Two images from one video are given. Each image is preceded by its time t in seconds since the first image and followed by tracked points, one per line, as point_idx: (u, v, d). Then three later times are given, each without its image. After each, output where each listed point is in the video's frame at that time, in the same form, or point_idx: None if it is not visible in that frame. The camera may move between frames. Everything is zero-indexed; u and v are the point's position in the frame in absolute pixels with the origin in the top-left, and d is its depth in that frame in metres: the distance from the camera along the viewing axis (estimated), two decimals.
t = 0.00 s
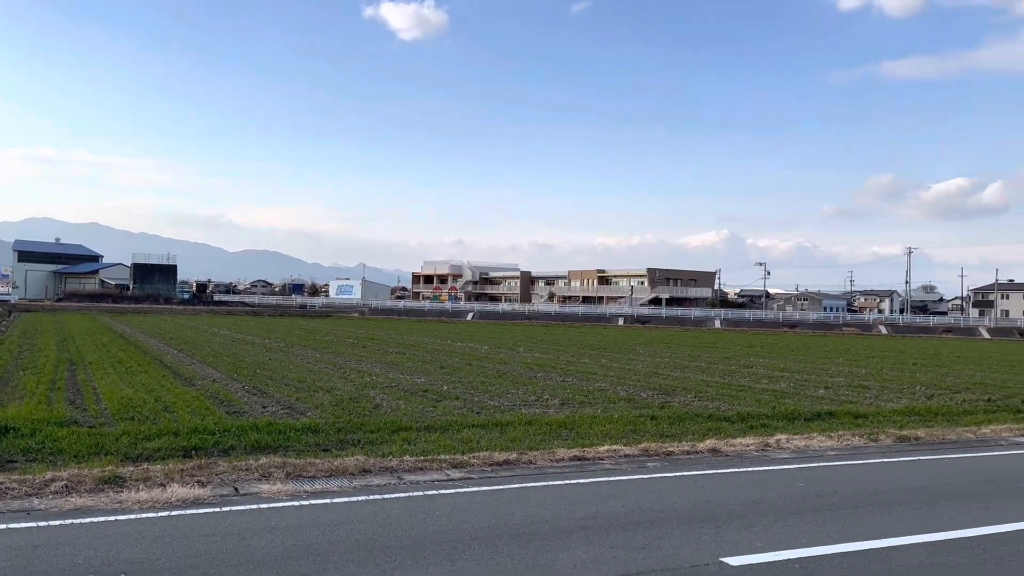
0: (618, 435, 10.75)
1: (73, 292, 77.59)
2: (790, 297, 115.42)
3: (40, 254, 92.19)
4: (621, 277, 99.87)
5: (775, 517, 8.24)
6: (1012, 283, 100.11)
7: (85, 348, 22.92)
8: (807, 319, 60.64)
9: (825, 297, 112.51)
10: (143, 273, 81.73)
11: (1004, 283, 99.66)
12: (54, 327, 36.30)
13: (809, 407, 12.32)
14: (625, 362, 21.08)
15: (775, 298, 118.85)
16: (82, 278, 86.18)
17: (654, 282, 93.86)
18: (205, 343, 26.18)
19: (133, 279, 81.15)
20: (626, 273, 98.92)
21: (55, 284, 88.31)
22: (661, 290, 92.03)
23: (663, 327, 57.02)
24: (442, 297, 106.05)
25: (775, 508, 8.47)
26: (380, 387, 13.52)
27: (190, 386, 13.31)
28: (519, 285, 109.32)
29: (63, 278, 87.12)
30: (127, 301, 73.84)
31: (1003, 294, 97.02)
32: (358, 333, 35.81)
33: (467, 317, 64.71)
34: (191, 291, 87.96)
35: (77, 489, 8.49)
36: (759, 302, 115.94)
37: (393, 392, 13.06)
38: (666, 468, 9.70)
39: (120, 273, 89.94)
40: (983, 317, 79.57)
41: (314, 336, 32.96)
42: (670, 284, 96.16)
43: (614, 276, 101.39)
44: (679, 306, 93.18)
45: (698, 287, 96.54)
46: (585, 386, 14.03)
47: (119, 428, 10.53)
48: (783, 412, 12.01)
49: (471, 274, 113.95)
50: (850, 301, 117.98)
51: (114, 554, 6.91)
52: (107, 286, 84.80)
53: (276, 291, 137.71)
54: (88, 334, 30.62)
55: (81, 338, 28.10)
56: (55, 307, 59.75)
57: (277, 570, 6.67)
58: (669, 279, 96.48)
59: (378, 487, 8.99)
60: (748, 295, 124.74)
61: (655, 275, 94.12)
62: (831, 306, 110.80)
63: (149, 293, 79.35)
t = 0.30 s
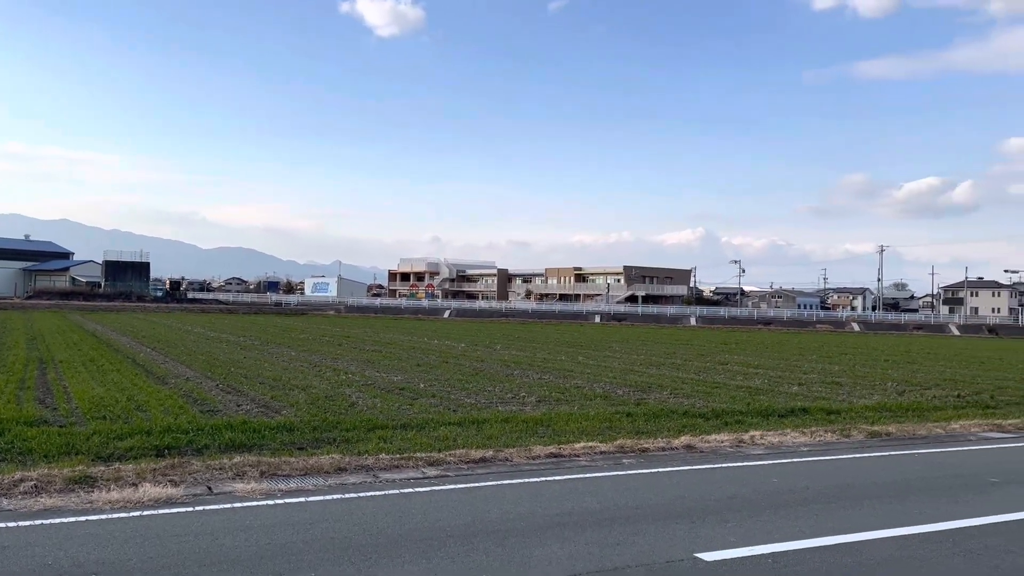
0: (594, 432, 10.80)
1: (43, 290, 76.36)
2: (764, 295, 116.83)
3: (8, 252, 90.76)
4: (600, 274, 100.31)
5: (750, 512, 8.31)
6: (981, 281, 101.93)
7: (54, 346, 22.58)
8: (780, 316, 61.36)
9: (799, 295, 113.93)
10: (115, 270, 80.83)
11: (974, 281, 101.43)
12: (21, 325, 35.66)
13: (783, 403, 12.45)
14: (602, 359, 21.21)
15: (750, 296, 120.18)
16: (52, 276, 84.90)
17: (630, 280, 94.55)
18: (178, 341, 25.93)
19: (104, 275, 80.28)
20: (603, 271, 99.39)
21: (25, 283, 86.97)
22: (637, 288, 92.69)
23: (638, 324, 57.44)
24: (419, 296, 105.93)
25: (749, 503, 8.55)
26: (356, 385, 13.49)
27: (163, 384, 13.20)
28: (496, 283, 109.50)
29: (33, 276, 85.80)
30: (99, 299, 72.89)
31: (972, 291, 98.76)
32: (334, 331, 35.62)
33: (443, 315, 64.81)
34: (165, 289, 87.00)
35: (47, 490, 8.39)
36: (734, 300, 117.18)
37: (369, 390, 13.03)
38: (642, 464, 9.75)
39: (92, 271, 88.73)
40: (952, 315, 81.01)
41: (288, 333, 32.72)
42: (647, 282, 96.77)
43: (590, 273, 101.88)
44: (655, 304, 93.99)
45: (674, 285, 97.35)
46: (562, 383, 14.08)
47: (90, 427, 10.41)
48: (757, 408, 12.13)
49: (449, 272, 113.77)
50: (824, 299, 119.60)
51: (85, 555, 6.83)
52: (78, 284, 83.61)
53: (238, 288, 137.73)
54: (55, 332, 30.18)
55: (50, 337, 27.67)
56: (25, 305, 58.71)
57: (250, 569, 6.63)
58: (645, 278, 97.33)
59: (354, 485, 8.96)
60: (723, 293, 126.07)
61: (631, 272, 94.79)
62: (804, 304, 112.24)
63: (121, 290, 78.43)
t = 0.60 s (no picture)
0: (567, 428, 10.84)
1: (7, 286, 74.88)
2: (736, 291, 118.17)
3: None
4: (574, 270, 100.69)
5: (721, 507, 8.40)
6: (946, 278, 103.91)
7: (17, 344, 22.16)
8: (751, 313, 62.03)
9: (769, 291, 115.39)
10: (82, 266, 79.77)
11: (940, 278, 103.27)
12: None
13: (754, 399, 12.58)
14: (575, 355, 21.32)
15: (721, 293, 121.49)
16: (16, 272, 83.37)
17: (603, 276, 95.18)
18: (147, 338, 25.60)
19: (71, 272, 79.26)
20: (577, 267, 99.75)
21: None
22: (610, 285, 93.21)
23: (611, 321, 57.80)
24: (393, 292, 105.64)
25: (720, 498, 8.63)
26: (329, 382, 13.42)
27: (131, 382, 13.04)
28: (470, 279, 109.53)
29: None
30: (65, 295, 71.67)
31: (938, 288, 100.65)
32: (306, 328, 35.41)
33: (417, 311, 64.66)
34: (133, 286, 85.79)
35: (12, 489, 8.25)
36: (706, 297, 118.44)
37: (342, 387, 12.98)
38: (615, 460, 9.81)
39: (57, 266, 87.20)
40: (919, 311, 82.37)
41: (259, 331, 32.46)
42: (620, 278, 97.35)
43: (564, 270, 102.28)
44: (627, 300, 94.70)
45: (646, 282, 98.08)
46: (536, 379, 14.13)
47: (56, 426, 10.25)
48: (728, 404, 12.25)
49: (424, 268, 113.45)
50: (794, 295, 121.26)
51: (50, 555, 6.72)
52: (43, 280, 82.14)
53: (209, 284, 136.27)
54: (21, 329, 29.62)
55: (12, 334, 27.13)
56: None
57: (220, 568, 6.56)
58: (617, 274, 98.04)
59: (326, 482, 8.89)
60: (695, 289, 127.33)
61: (605, 268, 95.43)
62: (775, 300, 113.74)
63: (88, 285, 77.22)
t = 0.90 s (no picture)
0: (537, 424, 10.88)
1: None
2: (702, 288, 119.62)
3: None
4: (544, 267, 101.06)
5: (688, 501, 8.48)
6: (907, 276, 106.21)
7: None
8: (718, 310, 62.77)
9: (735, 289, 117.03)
10: (42, 261, 77.95)
11: (902, 275, 105.46)
12: None
13: (720, 394, 12.74)
14: (544, 352, 21.41)
15: (688, 290, 122.92)
16: None
17: (572, 273, 95.72)
18: (108, 335, 25.13)
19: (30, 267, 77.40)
20: (547, 264, 99.99)
21: None
22: (579, 282, 93.73)
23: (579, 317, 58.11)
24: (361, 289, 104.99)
25: (688, 493, 8.71)
26: (296, 379, 13.34)
27: (92, 380, 12.80)
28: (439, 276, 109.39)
29: None
30: (22, 291, 69.98)
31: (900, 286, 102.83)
32: (271, 325, 35.11)
33: (385, 308, 64.33)
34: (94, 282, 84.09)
35: None
36: (672, 294, 119.80)
37: (309, 384, 12.89)
38: (584, 455, 9.85)
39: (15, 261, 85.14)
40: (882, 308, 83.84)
41: (224, 327, 32.14)
42: (589, 275, 97.92)
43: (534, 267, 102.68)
44: (595, 297, 95.36)
45: (614, 279, 98.81)
46: (505, 376, 14.17)
47: (15, 424, 10.04)
48: (695, 400, 12.39)
49: (393, 265, 112.92)
50: (759, 292, 123.11)
51: (10, 556, 6.59)
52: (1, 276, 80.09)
53: (173, 280, 134.28)
54: None
55: None
56: None
57: (186, 568, 6.46)
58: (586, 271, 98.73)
59: (294, 480, 8.79)
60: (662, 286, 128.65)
61: (573, 266, 96.01)
62: (740, 297, 115.40)
63: (48, 282, 75.50)
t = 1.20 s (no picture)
0: (502, 421, 10.89)
1: None
2: (665, 285, 121.14)
3: None
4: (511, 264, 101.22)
5: (652, 497, 8.55)
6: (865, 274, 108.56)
7: None
8: (681, 307, 63.45)
9: (698, 286, 118.61)
10: None
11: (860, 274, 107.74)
12: None
13: (683, 390, 12.88)
14: (509, 349, 21.46)
15: (651, 287, 124.33)
16: None
17: (536, 270, 96.36)
18: (63, 332, 24.57)
19: None
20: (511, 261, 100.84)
21: None
22: (543, 279, 94.28)
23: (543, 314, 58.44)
24: (324, 285, 104.32)
25: (652, 488, 8.78)
26: (258, 376, 13.22)
27: (48, 377, 12.55)
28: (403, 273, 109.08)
29: None
30: None
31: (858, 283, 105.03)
32: (232, 322, 34.64)
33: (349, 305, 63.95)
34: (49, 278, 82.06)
35: None
36: (636, 291, 121.10)
37: (272, 381, 12.78)
38: (549, 452, 9.87)
39: None
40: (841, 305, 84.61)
41: (183, 324, 31.64)
42: (553, 272, 98.43)
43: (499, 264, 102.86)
44: (559, 294, 96.03)
45: (579, 277, 99.55)
46: (469, 373, 14.18)
47: None
48: (658, 396, 12.51)
49: (357, 261, 112.20)
50: (721, 289, 125.13)
51: None
52: None
53: (131, 276, 131.84)
54: None
55: None
56: None
57: (145, 568, 6.28)
58: (550, 268, 99.43)
59: (256, 478, 8.61)
60: (626, 283, 129.89)
61: (538, 263, 96.72)
62: (702, 294, 117.17)
63: None
